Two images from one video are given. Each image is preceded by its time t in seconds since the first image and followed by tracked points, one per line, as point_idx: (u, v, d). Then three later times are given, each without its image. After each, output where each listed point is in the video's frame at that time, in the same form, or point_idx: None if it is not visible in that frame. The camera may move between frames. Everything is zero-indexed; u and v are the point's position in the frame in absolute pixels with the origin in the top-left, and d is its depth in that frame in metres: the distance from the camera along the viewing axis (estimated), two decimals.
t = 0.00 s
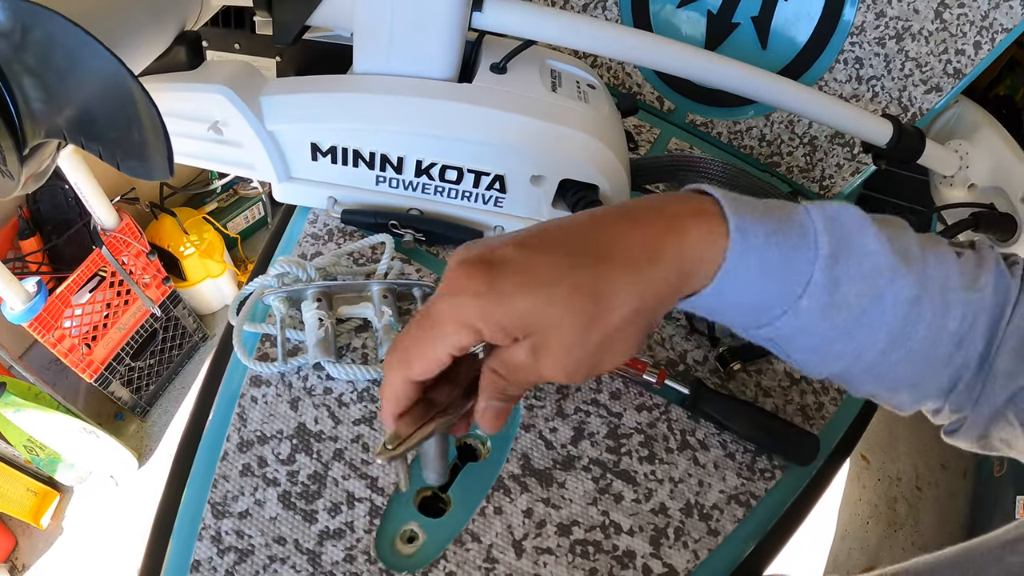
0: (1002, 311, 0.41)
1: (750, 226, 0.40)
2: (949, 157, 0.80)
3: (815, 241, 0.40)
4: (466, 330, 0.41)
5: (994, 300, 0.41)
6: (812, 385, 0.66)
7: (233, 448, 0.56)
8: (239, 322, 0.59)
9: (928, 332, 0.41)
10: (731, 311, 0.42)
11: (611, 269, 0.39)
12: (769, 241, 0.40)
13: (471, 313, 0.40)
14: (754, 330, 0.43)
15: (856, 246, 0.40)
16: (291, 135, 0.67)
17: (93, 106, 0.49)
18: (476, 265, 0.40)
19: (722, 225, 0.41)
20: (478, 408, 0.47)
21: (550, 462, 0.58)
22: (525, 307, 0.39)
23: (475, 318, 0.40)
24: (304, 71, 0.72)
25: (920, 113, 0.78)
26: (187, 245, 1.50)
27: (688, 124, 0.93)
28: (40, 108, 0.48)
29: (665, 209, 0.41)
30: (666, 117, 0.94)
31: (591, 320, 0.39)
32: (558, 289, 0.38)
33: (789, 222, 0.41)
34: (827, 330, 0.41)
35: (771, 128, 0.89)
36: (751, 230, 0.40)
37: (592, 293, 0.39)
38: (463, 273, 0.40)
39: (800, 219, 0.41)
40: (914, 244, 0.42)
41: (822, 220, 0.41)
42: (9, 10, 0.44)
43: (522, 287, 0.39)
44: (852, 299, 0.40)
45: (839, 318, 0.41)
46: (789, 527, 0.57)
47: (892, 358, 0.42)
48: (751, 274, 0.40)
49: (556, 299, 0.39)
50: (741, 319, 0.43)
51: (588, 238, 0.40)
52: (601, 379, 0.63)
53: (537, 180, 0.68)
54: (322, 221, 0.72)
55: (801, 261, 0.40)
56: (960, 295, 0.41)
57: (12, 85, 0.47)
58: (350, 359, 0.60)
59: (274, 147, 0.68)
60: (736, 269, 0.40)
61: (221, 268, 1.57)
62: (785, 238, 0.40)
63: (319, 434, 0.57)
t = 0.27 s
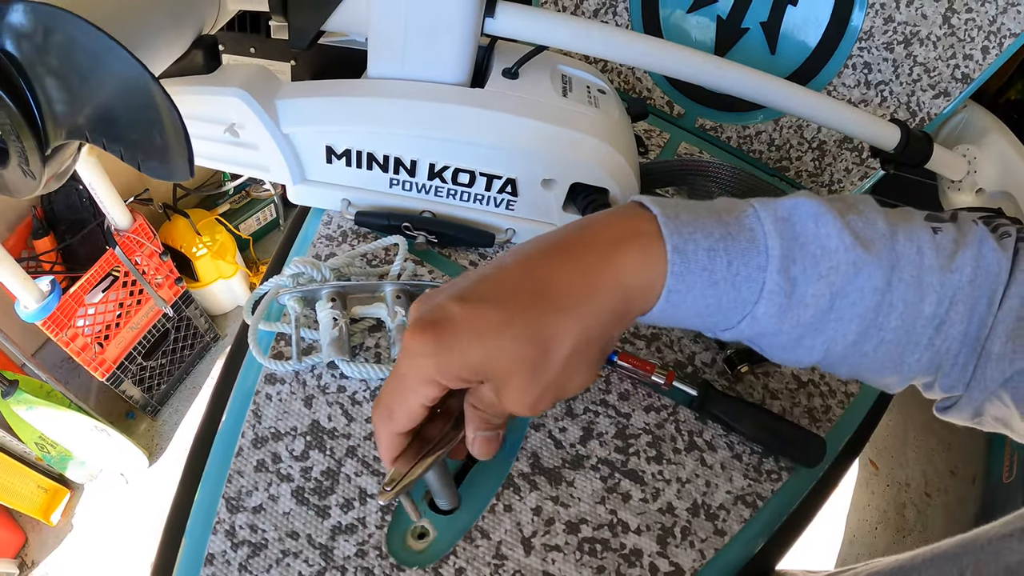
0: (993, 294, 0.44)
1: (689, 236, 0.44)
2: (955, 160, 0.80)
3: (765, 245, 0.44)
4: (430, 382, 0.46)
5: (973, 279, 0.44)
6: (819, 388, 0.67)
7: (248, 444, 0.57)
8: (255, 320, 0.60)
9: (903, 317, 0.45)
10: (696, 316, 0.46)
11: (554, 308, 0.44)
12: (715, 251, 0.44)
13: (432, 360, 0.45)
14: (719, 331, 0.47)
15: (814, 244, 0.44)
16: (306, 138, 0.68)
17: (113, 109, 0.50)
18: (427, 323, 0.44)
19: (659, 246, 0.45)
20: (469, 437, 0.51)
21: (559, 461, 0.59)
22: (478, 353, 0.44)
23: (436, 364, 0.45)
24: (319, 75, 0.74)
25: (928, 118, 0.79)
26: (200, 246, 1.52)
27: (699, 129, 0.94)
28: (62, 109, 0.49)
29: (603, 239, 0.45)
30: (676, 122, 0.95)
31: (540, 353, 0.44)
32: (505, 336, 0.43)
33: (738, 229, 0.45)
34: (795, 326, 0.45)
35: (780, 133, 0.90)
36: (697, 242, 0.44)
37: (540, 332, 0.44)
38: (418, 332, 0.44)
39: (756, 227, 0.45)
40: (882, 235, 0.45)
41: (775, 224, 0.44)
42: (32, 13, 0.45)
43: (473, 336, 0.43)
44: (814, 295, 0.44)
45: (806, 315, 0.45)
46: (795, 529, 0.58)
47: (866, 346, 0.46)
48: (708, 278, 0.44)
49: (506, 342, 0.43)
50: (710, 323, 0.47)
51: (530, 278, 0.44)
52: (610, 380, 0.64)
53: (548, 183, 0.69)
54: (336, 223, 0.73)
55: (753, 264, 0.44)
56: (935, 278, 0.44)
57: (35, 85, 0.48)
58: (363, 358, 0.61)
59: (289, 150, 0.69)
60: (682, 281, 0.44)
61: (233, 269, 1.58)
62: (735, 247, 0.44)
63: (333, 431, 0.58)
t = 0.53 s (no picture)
0: (1000, 288, 0.43)
1: (687, 234, 0.44)
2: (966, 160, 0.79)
3: (765, 241, 0.44)
4: (422, 377, 0.46)
5: (977, 275, 0.43)
6: (824, 389, 0.66)
7: (247, 439, 0.57)
8: (255, 315, 0.60)
9: (906, 313, 0.44)
10: (694, 313, 0.45)
11: (548, 306, 0.43)
12: (713, 249, 0.43)
13: (424, 356, 0.44)
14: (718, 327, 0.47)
15: (815, 241, 0.43)
16: (309, 132, 0.68)
17: (115, 102, 0.50)
18: (421, 317, 0.44)
19: (656, 246, 0.44)
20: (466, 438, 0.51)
21: (560, 459, 0.58)
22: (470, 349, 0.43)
23: (428, 359, 0.44)
24: (323, 69, 0.73)
25: (938, 116, 0.78)
26: (206, 240, 1.52)
27: (706, 125, 0.93)
28: (63, 103, 0.49)
29: (600, 238, 0.45)
30: (683, 118, 0.94)
31: (533, 353, 0.43)
32: (499, 333, 0.42)
33: (737, 225, 0.44)
34: (795, 323, 0.44)
35: (789, 130, 0.89)
36: (695, 239, 0.44)
37: (533, 330, 0.43)
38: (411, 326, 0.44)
39: (755, 224, 0.44)
40: (884, 230, 0.44)
41: (775, 221, 0.44)
42: (33, 5, 0.45)
43: (465, 332, 0.43)
44: (814, 293, 0.43)
45: (806, 312, 0.44)
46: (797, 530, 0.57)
47: (869, 343, 0.45)
48: (706, 275, 0.43)
49: (501, 340, 0.43)
50: (707, 318, 0.46)
51: (524, 274, 0.43)
52: (613, 378, 0.63)
53: (552, 179, 0.69)
54: (339, 218, 0.72)
55: (752, 261, 0.43)
56: (939, 273, 0.43)
57: (36, 80, 0.47)
58: (364, 354, 0.60)
59: (293, 144, 0.69)
60: (680, 279, 0.44)
61: (239, 263, 1.59)
62: (734, 243, 0.44)
63: (332, 427, 0.57)
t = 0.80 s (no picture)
0: (1000, 292, 0.43)
1: (698, 247, 0.43)
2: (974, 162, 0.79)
3: (775, 254, 0.43)
4: (429, 391, 0.46)
5: (980, 280, 0.43)
6: (826, 390, 0.66)
7: (246, 432, 0.57)
8: (257, 309, 0.60)
9: (912, 319, 0.44)
10: (704, 323, 0.45)
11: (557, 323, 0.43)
12: (724, 262, 0.43)
13: (432, 371, 0.44)
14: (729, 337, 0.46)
15: (824, 250, 0.43)
16: (313, 128, 0.68)
17: (119, 97, 0.50)
18: (428, 333, 0.43)
19: (668, 260, 0.43)
20: (481, 445, 0.51)
21: (559, 456, 0.58)
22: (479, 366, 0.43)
23: (436, 374, 0.44)
24: (328, 64, 0.73)
25: (944, 117, 0.77)
26: (212, 235, 1.53)
27: (711, 123, 0.93)
28: (68, 99, 0.49)
29: (612, 250, 0.44)
30: (689, 116, 0.94)
31: (541, 369, 0.44)
32: (506, 351, 0.43)
33: (747, 237, 0.44)
34: (803, 333, 0.44)
35: (795, 129, 0.88)
36: (705, 253, 0.43)
37: (542, 349, 0.43)
38: (420, 341, 0.44)
39: (765, 235, 0.44)
40: (891, 237, 0.44)
41: (783, 229, 0.44)
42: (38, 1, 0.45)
43: (474, 350, 0.43)
44: (823, 303, 0.43)
45: (814, 321, 0.44)
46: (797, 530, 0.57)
47: (875, 349, 0.45)
48: (717, 289, 0.43)
49: (508, 357, 0.43)
50: (717, 329, 0.46)
51: (534, 290, 0.43)
52: (613, 376, 0.63)
53: (555, 176, 0.69)
54: (342, 213, 0.73)
55: (762, 273, 0.43)
56: (944, 280, 0.43)
57: (41, 75, 0.47)
58: (365, 348, 0.61)
59: (297, 140, 0.69)
60: (691, 294, 0.43)
61: (245, 258, 1.60)
62: (744, 255, 0.43)
63: (332, 421, 0.58)
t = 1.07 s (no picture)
0: (1003, 296, 0.42)
1: (690, 264, 0.43)
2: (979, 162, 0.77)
3: (771, 263, 0.43)
4: (429, 408, 0.46)
5: (985, 273, 0.42)
6: (828, 392, 0.65)
7: (240, 430, 0.57)
8: (252, 306, 0.59)
9: (915, 317, 0.43)
10: (705, 334, 0.45)
11: (553, 343, 0.43)
12: (718, 277, 0.42)
13: (429, 389, 0.45)
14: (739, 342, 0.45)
15: (821, 257, 0.43)
16: (310, 124, 0.67)
17: (113, 92, 0.49)
18: (424, 351, 0.44)
19: (661, 280, 0.43)
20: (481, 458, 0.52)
21: (554, 458, 0.58)
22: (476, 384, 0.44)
23: (434, 391, 0.45)
24: (327, 58, 0.73)
25: (951, 116, 0.76)
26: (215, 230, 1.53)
27: (714, 120, 0.92)
28: (61, 96, 0.49)
29: (603, 269, 0.44)
30: (692, 113, 0.93)
31: (538, 388, 0.44)
32: (505, 371, 0.43)
33: (742, 249, 0.43)
34: (803, 339, 0.44)
35: (799, 127, 0.87)
36: (699, 269, 0.43)
37: (538, 368, 0.43)
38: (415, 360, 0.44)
39: (760, 245, 0.43)
40: (891, 236, 0.43)
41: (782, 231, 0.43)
42: None
43: (471, 370, 0.43)
44: (822, 309, 0.43)
45: (814, 327, 0.43)
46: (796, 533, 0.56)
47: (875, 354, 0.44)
48: (714, 303, 0.43)
49: (506, 377, 0.44)
50: (719, 338, 0.46)
51: (528, 312, 0.43)
52: (611, 376, 0.62)
53: (555, 173, 0.68)
54: (340, 209, 0.72)
55: (758, 284, 0.43)
56: (948, 276, 0.42)
57: (35, 72, 0.47)
58: (360, 347, 0.60)
59: (295, 138, 0.69)
60: (686, 312, 0.43)
61: (248, 254, 1.58)
62: (739, 268, 0.43)
63: (326, 420, 0.57)
